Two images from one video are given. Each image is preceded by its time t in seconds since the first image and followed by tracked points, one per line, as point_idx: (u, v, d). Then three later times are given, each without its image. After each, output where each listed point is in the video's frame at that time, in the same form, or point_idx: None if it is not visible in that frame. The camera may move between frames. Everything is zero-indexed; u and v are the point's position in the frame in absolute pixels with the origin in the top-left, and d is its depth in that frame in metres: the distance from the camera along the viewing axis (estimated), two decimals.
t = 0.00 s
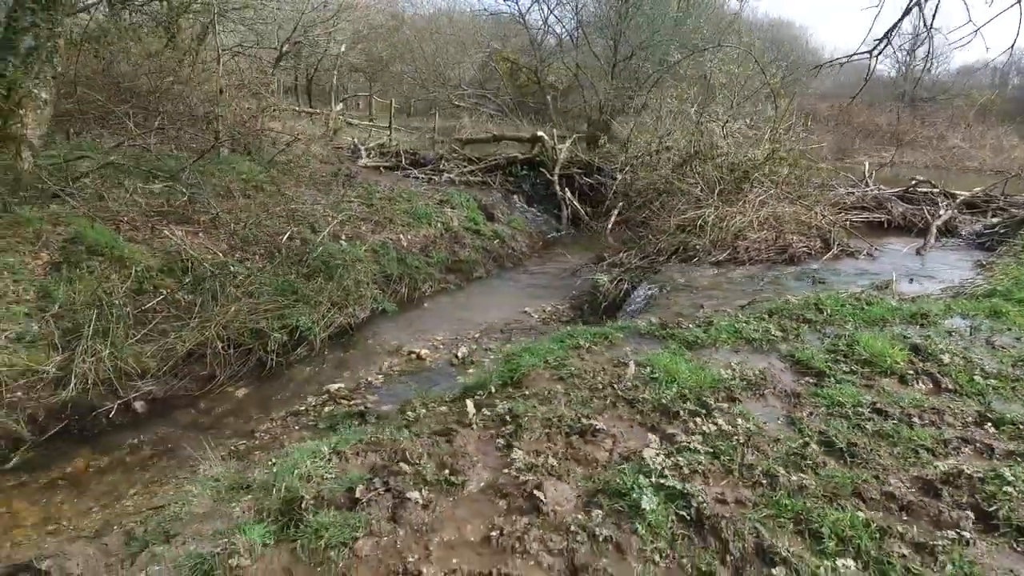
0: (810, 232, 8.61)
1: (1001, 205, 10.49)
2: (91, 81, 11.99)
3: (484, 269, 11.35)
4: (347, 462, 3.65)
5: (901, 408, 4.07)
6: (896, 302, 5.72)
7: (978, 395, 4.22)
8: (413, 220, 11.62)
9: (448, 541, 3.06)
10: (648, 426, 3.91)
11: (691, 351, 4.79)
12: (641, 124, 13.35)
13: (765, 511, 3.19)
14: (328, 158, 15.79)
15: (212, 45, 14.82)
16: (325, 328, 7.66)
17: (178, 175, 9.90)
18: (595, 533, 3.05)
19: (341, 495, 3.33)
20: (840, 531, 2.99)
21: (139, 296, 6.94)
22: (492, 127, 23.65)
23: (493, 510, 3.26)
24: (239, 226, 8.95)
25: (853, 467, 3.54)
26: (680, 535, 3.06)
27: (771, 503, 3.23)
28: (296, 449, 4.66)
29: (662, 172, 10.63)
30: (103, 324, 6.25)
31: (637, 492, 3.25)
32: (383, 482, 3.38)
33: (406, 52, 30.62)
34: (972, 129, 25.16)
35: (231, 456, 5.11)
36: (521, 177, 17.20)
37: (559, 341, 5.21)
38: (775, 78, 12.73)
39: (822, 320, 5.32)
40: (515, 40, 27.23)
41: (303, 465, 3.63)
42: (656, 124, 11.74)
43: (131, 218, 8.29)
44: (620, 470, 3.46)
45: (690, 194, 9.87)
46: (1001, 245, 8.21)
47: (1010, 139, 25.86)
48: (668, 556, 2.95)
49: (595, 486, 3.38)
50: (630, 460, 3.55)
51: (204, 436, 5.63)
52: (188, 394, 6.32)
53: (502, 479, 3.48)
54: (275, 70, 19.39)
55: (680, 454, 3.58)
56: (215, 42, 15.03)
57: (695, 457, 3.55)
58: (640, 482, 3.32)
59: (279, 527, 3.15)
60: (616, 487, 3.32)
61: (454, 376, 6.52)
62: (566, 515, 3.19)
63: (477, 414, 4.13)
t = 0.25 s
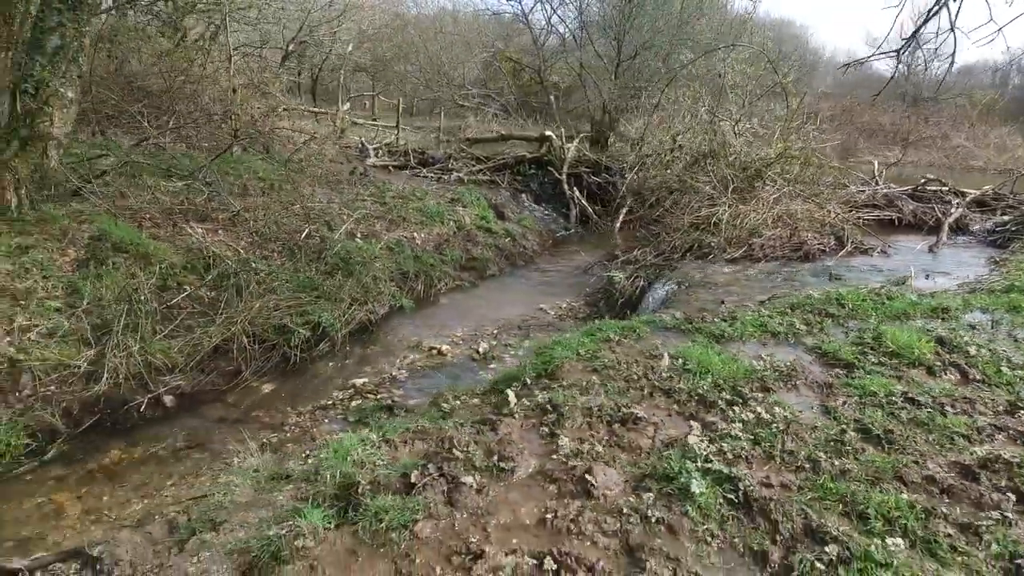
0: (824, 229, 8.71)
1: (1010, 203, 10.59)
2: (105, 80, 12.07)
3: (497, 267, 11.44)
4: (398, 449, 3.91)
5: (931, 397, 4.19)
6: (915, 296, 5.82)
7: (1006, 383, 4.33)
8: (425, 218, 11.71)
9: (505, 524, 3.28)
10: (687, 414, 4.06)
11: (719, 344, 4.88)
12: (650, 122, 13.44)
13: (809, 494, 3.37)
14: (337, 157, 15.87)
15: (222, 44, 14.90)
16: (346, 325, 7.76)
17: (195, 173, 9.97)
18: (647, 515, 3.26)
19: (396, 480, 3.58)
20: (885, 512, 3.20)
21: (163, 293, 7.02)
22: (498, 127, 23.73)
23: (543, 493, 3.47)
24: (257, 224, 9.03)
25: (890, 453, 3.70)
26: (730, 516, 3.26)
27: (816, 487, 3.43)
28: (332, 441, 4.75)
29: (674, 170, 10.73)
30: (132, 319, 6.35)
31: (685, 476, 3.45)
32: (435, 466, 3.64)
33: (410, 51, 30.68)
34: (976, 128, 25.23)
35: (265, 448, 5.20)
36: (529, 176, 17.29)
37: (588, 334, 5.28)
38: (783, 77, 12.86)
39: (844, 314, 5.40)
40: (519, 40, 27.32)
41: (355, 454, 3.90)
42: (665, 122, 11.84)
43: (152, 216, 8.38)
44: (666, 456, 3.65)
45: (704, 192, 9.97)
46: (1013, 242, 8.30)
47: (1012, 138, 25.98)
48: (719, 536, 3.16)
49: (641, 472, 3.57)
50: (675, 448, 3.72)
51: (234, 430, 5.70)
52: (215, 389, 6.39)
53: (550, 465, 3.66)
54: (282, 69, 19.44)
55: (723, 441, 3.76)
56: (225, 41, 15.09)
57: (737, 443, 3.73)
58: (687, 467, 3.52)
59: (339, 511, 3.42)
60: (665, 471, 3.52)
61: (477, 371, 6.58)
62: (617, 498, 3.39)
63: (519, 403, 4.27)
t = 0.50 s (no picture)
0: (837, 229, 8.73)
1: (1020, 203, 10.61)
2: (115, 80, 12.08)
3: (507, 266, 11.46)
4: (435, 447, 3.92)
5: (963, 395, 4.23)
6: (935, 296, 5.85)
7: None
8: (436, 218, 11.73)
9: (549, 520, 3.33)
10: (722, 412, 4.10)
11: (744, 342, 4.92)
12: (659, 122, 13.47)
13: (851, 490, 3.42)
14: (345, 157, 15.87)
15: (230, 44, 14.92)
16: (363, 324, 7.78)
17: (209, 173, 10.00)
18: (691, 511, 3.31)
19: (438, 477, 3.59)
20: (929, 508, 3.25)
21: (182, 292, 7.05)
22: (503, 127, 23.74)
23: (584, 490, 3.52)
24: (271, 224, 9.05)
25: (926, 449, 3.74)
26: (774, 513, 3.30)
27: (857, 483, 3.48)
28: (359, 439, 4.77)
29: (685, 170, 10.76)
30: (152, 318, 6.43)
31: (726, 473, 3.50)
32: (476, 462, 3.68)
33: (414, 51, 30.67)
34: (980, 128, 25.26)
35: (288, 446, 5.22)
36: (536, 175, 17.31)
37: (611, 333, 5.32)
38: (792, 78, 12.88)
39: (866, 313, 5.43)
40: (523, 39, 27.34)
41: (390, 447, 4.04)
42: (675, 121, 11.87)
43: (167, 215, 8.40)
44: (705, 453, 3.70)
45: (716, 192, 9.99)
46: None
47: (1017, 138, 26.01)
48: (764, 531, 3.21)
49: (679, 469, 3.63)
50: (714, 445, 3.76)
51: (257, 428, 5.71)
52: (234, 388, 6.41)
53: (589, 462, 3.72)
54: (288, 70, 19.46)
55: (761, 437, 3.81)
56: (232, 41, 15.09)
57: (774, 440, 3.79)
58: (728, 463, 3.56)
59: (382, 508, 3.44)
60: (705, 467, 3.57)
61: (495, 372, 6.60)
62: (659, 495, 3.45)
63: (552, 400, 4.33)
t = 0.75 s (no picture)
0: (853, 230, 8.69)
1: None
2: (123, 79, 12.02)
3: (518, 267, 11.42)
4: (471, 453, 3.86)
5: (1002, 399, 4.22)
6: (960, 296, 5.83)
7: None
8: (446, 219, 11.69)
9: (593, 527, 3.33)
10: (759, 416, 4.12)
11: (772, 345, 4.93)
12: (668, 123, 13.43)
13: (899, 496, 3.46)
14: (352, 157, 15.81)
15: (236, 44, 14.87)
16: (377, 325, 7.74)
17: (220, 174, 9.96)
18: (738, 518, 3.34)
19: (477, 484, 3.54)
20: (983, 515, 3.27)
21: (196, 293, 7.07)
22: (508, 127, 23.68)
23: (626, 496, 3.54)
24: (282, 225, 9.01)
25: (969, 455, 3.77)
26: (823, 519, 3.35)
27: (905, 489, 3.52)
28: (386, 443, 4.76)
29: (696, 170, 10.71)
30: (168, 319, 6.46)
31: (772, 479, 3.54)
32: (515, 470, 3.64)
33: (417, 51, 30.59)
34: (986, 128, 25.23)
35: (309, 450, 5.18)
36: (542, 176, 17.27)
37: (636, 335, 5.28)
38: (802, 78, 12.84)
39: (892, 314, 5.41)
40: (527, 39, 27.29)
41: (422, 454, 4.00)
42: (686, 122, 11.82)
43: (179, 215, 8.36)
44: (747, 458, 3.73)
45: (729, 192, 9.94)
46: None
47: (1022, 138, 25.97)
48: (814, 538, 3.24)
49: (721, 474, 3.65)
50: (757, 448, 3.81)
51: (277, 432, 5.67)
52: (250, 389, 6.37)
53: (628, 467, 3.73)
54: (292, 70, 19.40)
55: (802, 442, 3.86)
56: (238, 42, 15.04)
57: (816, 444, 3.84)
58: (773, 469, 3.61)
59: (421, 515, 3.40)
60: (751, 473, 3.60)
61: (513, 374, 6.53)
62: (703, 501, 3.47)
63: (585, 403, 4.31)
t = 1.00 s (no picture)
0: (872, 231, 8.58)
1: None
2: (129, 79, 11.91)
3: (528, 268, 11.31)
4: (507, 465, 3.73)
5: None
6: (990, 300, 5.74)
7: None
8: (455, 220, 11.58)
9: (643, 546, 3.23)
10: (803, 427, 4.02)
11: (805, 351, 4.85)
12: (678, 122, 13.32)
13: (962, 514, 3.36)
14: (358, 157, 15.70)
15: (242, 43, 14.76)
16: (391, 328, 7.63)
17: (228, 175, 9.87)
18: (795, 536, 3.25)
19: (519, 499, 3.43)
20: None
21: (207, 296, 6.97)
22: (512, 127, 23.56)
23: (673, 513, 3.43)
24: (292, 226, 8.89)
25: None
26: (885, 538, 3.24)
27: (967, 506, 3.41)
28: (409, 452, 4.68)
29: (709, 171, 10.58)
30: (181, 322, 6.33)
31: (828, 495, 3.44)
32: (557, 484, 3.51)
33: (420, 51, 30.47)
34: (992, 128, 25.14)
35: (327, 458, 5.08)
36: (549, 176, 17.16)
37: (664, 341, 5.17)
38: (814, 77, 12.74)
39: (923, 319, 5.33)
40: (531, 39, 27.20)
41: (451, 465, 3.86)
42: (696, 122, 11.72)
43: (188, 215, 8.24)
44: (798, 472, 3.63)
45: (744, 193, 9.82)
46: None
47: None
48: (878, 559, 3.12)
49: (771, 488, 3.55)
50: (808, 461, 3.72)
51: (293, 438, 5.56)
52: (263, 394, 6.25)
53: (672, 481, 3.63)
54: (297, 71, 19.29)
55: (854, 455, 3.76)
56: (243, 41, 14.93)
57: (869, 457, 3.74)
58: (828, 485, 3.51)
59: (459, 533, 3.29)
60: (806, 489, 3.50)
61: (531, 380, 6.41)
62: (755, 518, 3.37)
63: (621, 411, 4.19)
